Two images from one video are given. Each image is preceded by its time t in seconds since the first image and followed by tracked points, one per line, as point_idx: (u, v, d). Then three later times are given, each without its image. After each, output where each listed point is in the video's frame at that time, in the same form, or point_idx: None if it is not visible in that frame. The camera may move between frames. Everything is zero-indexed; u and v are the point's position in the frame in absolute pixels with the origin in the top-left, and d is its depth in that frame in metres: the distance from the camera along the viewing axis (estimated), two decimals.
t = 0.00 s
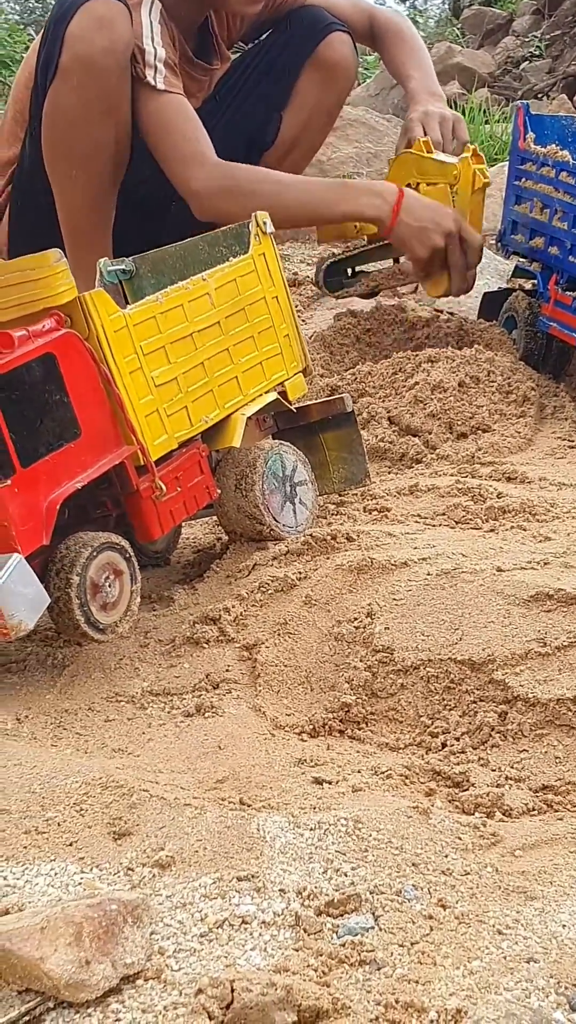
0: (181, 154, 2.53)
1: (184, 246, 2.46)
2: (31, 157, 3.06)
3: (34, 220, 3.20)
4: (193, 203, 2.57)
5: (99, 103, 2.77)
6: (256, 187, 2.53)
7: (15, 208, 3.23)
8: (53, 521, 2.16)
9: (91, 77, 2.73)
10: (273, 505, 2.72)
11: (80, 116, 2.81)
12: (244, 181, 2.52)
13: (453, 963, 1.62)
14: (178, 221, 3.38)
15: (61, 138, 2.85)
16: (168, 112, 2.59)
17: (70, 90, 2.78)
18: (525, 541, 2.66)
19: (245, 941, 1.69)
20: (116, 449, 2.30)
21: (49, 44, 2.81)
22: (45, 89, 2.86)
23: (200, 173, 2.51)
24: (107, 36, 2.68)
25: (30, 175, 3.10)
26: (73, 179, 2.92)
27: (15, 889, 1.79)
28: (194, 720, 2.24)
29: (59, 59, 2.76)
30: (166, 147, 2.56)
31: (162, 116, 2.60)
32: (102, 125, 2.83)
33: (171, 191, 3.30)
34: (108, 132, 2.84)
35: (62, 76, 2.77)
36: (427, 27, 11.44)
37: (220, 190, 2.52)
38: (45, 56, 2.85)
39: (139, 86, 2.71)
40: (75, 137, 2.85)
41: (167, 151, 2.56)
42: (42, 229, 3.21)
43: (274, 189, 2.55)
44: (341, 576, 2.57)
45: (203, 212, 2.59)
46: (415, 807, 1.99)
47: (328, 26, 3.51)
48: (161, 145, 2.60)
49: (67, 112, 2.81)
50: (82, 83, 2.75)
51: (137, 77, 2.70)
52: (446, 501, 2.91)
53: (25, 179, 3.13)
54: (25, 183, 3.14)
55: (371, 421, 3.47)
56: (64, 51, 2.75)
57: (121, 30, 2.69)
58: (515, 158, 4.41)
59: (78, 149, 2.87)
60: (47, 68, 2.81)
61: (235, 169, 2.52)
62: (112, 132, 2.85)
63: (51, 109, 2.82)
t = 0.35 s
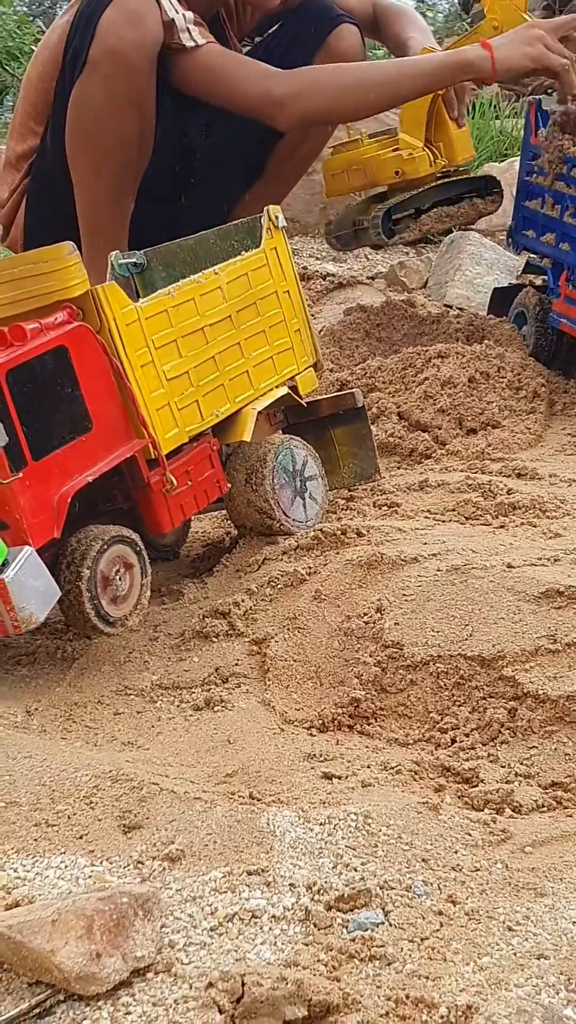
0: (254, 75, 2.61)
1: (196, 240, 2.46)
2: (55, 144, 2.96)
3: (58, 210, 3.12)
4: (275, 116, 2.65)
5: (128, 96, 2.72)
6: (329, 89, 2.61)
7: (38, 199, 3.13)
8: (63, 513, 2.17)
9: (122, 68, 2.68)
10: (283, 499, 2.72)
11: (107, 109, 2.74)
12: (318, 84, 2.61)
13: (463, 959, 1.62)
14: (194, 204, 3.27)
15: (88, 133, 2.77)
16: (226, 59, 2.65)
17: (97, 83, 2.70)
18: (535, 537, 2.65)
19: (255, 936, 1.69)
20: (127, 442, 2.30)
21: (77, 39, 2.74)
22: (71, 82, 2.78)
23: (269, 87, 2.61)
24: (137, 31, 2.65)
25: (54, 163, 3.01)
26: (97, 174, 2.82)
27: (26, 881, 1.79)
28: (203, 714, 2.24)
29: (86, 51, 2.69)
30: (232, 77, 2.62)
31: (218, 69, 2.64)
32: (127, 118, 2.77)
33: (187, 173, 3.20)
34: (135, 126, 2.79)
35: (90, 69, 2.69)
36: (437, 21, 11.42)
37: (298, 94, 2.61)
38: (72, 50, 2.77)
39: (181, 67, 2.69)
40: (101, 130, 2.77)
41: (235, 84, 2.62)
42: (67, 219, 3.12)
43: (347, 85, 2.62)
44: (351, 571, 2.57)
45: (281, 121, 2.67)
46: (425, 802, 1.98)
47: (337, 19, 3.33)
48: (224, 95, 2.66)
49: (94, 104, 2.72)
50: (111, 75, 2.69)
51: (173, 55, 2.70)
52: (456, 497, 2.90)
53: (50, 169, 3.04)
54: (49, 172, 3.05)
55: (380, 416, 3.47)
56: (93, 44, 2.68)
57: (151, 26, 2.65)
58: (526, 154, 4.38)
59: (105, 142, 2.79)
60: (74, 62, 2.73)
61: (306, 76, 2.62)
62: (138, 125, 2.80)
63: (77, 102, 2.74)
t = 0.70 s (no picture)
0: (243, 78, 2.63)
1: (207, 233, 2.45)
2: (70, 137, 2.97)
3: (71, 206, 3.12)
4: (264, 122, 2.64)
5: (148, 87, 2.76)
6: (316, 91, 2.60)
7: (49, 195, 3.13)
8: (75, 508, 2.18)
9: (143, 60, 2.71)
10: (295, 494, 2.72)
11: (127, 100, 2.77)
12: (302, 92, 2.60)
13: (474, 954, 1.62)
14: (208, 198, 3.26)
15: (109, 124, 2.80)
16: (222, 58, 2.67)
17: (118, 74, 2.73)
18: (547, 533, 2.64)
19: (266, 930, 1.70)
20: (139, 437, 2.31)
21: (99, 28, 2.76)
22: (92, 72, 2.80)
23: (256, 91, 2.62)
24: (160, 24, 2.67)
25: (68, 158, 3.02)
26: (114, 166, 2.86)
27: (37, 874, 1.79)
28: (214, 708, 2.25)
29: (109, 42, 2.71)
30: (225, 79, 2.65)
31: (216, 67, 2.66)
32: (145, 110, 2.81)
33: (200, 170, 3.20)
34: (152, 117, 2.83)
35: (113, 60, 2.72)
36: (449, 15, 11.38)
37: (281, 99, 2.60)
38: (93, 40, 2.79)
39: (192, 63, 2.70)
40: (120, 122, 2.80)
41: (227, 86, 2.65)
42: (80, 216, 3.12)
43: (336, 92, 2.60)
44: (362, 566, 2.57)
45: (272, 128, 2.66)
46: (436, 798, 1.98)
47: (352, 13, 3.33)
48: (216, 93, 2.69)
49: (114, 96, 2.75)
50: (132, 67, 2.72)
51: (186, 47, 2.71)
52: (468, 492, 2.90)
53: (63, 163, 3.05)
54: (62, 166, 3.06)
55: (391, 411, 3.47)
56: (115, 35, 2.70)
57: (174, 19, 2.67)
58: (538, 150, 4.36)
59: (123, 134, 2.83)
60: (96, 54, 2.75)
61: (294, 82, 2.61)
62: (154, 117, 2.83)
63: (97, 92, 2.76)
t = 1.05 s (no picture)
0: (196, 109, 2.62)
1: (222, 228, 2.46)
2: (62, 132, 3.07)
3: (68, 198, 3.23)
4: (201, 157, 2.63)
5: (121, 75, 2.80)
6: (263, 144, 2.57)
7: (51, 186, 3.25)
8: (90, 502, 2.19)
9: (109, 48, 2.76)
10: (309, 490, 2.72)
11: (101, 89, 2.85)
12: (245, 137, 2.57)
13: (489, 951, 1.62)
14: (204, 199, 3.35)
15: (87, 113, 2.90)
16: (184, 81, 2.65)
17: (91, 63, 2.83)
18: (562, 530, 2.63)
19: (281, 925, 1.70)
20: (154, 431, 2.31)
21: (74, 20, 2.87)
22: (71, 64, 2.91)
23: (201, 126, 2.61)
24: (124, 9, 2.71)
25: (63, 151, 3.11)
26: (97, 154, 2.97)
27: (52, 868, 1.80)
28: (228, 703, 2.25)
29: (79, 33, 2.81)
30: (184, 101, 2.64)
31: (176, 90, 2.67)
32: (121, 96, 2.86)
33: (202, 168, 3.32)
34: (127, 102, 2.87)
35: (83, 51, 2.82)
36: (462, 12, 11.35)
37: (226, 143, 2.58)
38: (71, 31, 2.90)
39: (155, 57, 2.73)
40: (97, 111, 2.90)
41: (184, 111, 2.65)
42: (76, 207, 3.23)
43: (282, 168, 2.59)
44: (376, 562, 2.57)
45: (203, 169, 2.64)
46: (451, 794, 1.98)
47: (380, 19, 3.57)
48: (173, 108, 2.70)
49: (89, 87, 2.85)
50: (101, 56, 2.79)
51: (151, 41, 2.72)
52: (482, 488, 2.89)
53: (57, 155, 3.17)
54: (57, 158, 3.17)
55: (404, 407, 3.47)
56: (84, 26, 2.80)
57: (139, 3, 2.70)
58: (553, 146, 4.35)
59: (103, 122, 2.92)
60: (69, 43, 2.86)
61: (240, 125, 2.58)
62: (132, 103, 2.88)
63: (75, 85, 2.87)
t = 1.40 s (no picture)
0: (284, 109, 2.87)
1: (244, 224, 2.46)
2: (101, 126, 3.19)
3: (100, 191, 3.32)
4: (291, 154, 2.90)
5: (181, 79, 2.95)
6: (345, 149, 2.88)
7: (83, 178, 3.36)
8: (113, 497, 2.19)
9: (175, 53, 2.90)
10: (330, 485, 2.73)
11: (159, 91, 2.97)
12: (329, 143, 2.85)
13: (515, 947, 1.62)
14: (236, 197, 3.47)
15: (142, 114, 3.00)
16: (266, 80, 2.87)
17: (150, 66, 2.93)
18: None
19: (306, 920, 1.70)
20: (176, 425, 2.31)
21: (132, 21, 2.95)
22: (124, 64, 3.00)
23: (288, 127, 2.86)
24: (194, 16, 2.84)
25: (100, 144, 3.22)
26: (145, 154, 3.07)
27: (77, 861, 1.80)
28: (251, 698, 2.25)
29: (141, 35, 2.90)
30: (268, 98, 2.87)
31: (253, 87, 2.88)
32: (178, 100, 3.00)
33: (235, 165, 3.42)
34: (184, 106, 3.03)
35: (144, 52, 2.92)
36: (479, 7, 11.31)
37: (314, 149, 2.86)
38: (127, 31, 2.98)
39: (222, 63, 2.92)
40: (152, 113, 3.01)
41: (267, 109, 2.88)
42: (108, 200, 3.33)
43: (359, 186, 2.89)
44: (398, 558, 2.56)
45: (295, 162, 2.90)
46: (474, 789, 1.97)
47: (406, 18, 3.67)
48: (250, 103, 2.91)
49: (146, 88, 2.95)
50: (166, 60, 2.91)
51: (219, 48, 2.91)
52: (504, 484, 2.88)
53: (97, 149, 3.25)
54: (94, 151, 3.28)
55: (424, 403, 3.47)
56: (148, 29, 2.89)
57: (207, 12, 2.85)
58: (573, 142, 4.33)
59: (156, 124, 3.03)
60: (129, 43, 2.94)
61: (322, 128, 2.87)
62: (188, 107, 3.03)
63: (130, 85, 2.96)
